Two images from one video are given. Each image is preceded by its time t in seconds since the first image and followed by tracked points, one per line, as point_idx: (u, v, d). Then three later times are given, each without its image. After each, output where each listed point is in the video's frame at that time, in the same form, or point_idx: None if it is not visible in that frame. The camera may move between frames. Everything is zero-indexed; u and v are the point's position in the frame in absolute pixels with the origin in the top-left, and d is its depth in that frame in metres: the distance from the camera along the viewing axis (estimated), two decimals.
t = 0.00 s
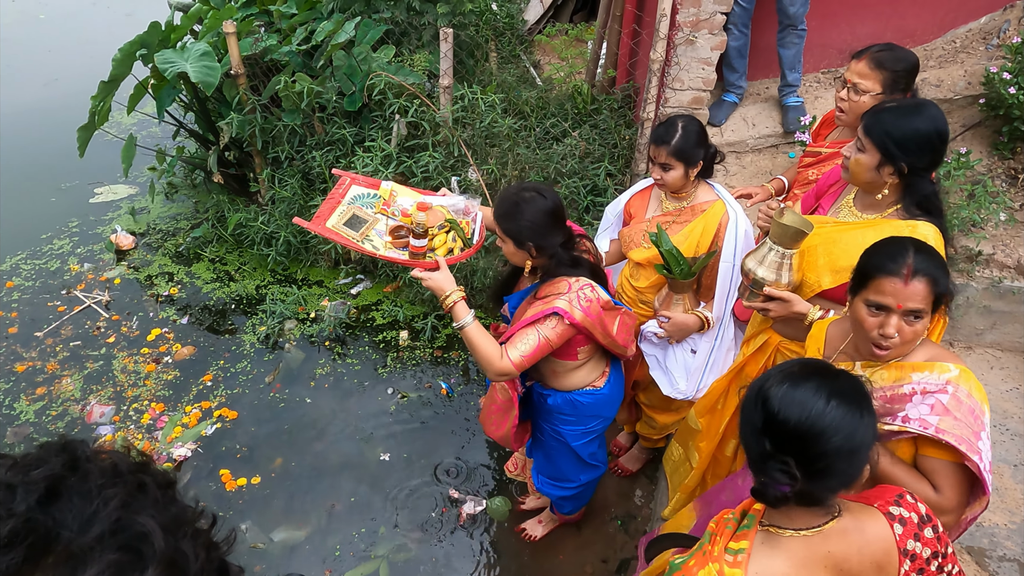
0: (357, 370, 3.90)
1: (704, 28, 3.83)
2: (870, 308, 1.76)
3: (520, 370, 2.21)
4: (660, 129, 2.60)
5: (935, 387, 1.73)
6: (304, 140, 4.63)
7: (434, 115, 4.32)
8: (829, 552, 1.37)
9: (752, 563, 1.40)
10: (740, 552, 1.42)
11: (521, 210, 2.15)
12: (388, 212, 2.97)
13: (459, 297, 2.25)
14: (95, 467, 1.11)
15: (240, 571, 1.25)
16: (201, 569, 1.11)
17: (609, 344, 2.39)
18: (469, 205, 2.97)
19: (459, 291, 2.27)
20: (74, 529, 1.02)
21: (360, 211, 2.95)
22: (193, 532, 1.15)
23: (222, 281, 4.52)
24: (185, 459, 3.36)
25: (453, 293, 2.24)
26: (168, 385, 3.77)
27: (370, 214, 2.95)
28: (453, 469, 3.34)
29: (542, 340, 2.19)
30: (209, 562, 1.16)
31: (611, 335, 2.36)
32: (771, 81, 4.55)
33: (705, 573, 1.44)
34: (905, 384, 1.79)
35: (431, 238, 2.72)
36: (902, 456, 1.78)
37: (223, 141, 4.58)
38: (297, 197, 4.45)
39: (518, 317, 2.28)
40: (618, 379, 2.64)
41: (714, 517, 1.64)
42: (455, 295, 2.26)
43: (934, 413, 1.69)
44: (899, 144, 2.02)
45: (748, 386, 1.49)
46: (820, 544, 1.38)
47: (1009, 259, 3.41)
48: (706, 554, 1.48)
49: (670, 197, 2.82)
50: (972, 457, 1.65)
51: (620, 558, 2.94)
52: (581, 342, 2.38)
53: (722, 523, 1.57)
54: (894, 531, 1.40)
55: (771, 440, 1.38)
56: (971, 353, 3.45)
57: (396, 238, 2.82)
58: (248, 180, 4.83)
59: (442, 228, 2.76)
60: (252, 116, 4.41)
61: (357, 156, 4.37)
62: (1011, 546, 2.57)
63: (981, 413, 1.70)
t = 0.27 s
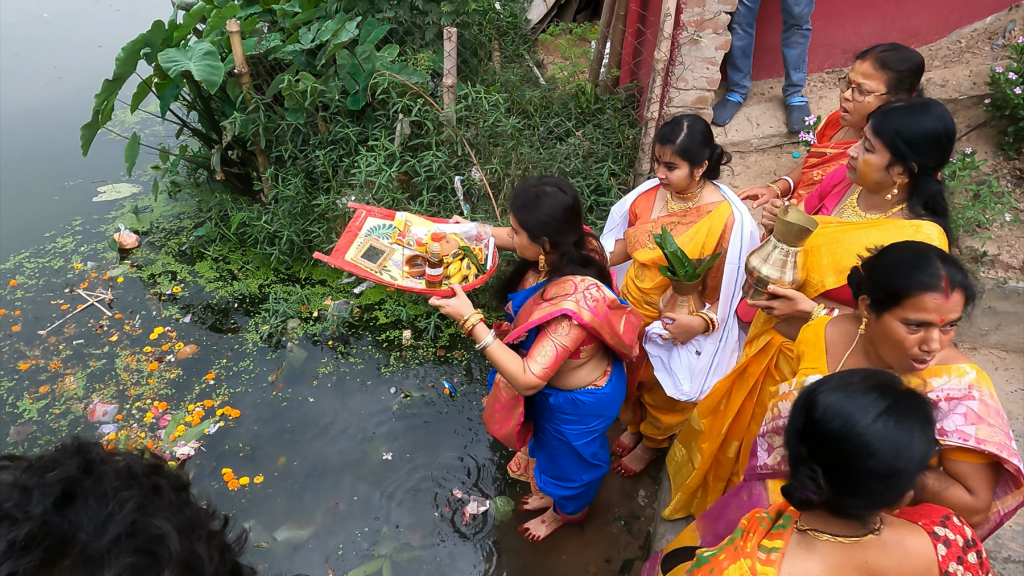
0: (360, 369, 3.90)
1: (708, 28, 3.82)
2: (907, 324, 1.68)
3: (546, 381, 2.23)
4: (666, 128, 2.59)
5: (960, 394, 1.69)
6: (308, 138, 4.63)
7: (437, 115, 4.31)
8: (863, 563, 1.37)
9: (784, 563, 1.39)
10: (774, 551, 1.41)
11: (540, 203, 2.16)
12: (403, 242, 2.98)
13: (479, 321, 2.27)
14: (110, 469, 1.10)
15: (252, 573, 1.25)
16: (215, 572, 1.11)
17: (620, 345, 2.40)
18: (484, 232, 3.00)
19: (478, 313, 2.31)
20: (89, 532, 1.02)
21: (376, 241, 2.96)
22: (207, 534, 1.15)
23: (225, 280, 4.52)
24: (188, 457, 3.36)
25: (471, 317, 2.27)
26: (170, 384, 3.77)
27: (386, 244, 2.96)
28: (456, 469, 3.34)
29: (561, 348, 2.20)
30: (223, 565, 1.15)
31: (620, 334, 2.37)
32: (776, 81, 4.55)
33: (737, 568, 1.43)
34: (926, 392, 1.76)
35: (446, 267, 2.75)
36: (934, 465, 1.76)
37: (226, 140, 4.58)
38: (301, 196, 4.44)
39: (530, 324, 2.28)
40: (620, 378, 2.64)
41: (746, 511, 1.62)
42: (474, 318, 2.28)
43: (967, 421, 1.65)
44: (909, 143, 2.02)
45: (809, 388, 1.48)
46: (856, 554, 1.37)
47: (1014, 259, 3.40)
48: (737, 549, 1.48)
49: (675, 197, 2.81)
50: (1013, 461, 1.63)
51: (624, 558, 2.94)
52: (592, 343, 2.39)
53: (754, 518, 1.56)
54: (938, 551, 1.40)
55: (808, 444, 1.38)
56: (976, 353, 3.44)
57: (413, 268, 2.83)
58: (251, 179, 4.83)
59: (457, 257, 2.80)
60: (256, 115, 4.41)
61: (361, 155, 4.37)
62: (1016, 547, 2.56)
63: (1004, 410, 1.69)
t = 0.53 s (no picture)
0: (361, 367, 3.90)
1: (709, 26, 3.81)
2: (914, 327, 1.59)
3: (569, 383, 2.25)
4: (668, 127, 2.59)
5: (954, 372, 1.78)
6: (309, 137, 4.61)
7: (438, 113, 4.31)
8: (894, 571, 1.34)
9: (814, 550, 1.41)
10: (807, 537, 1.44)
11: (543, 196, 2.16)
12: (422, 264, 2.99)
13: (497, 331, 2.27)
14: (116, 466, 1.11)
15: (258, 570, 1.25)
16: (221, 569, 1.11)
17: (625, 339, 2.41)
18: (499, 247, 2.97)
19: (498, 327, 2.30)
20: (97, 529, 1.02)
21: (396, 267, 2.99)
22: (213, 532, 1.15)
23: (226, 278, 4.52)
24: (189, 455, 3.37)
25: (490, 330, 2.27)
26: (171, 381, 3.78)
27: (406, 269, 2.99)
28: (457, 467, 3.34)
29: (575, 349, 2.21)
30: (229, 562, 1.15)
31: (623, 327, 2.39)
32: (777, 79, 4.54)
33: (765, 544, 1.48)
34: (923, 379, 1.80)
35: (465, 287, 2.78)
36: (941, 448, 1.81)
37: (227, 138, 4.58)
38: (302, 194, 4.43)
39: (536, 326, 2.27)
40: (620, 376, 2.65)
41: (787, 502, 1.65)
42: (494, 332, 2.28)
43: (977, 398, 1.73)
44: (918, 139, 2.02)
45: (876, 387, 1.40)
46: (887, 561, 1.35)
47: (1015, 258, 3.40)
48: (771, 529, 1.52)
49: (677, 196, 2.81)
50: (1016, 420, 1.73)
51: (625, 556, 2.94)
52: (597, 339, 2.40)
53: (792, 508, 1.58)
54: None
55: (851, 443, 1.35)
56: (977, 352, 3.44)
57: (432, 289, 2.85)
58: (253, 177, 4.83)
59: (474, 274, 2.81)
60: (257, 113, 4.40)
61: (362, 153, 4.37)
62: (1017, 546, 2.56)
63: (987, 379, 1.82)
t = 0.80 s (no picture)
0: (362, 364, 3.90)
1: (711, 23, 3.82)
2: (908, 329, 1.58)
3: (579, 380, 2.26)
4: (667, 124, 2.59)
5: (936, 350, 1.81)
6: (310, 134, 4.58)
7: (439, 110, 4.31)
8: None
9: (832, 553, 1.41)
10: (827, 537, 1.43)
11: (541, 191, 2.16)
12: (435, 262, 3.02)
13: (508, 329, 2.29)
14: (120, 464, 1.11)
15: (261, 567, 1.25)
16: (224, 568, 1.11)
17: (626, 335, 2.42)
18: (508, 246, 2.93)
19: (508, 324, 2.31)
20: (99, 527, 1.02)
21: (409, 265, 3.02)
22: (217, 530, 1.15)
23: (226, 275, 4.52)
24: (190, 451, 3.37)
25: (502, 328, 2.29)
26: (171, 379, 3.78)
27: (419, 266, 3.02)
28: (458, 464, 3.34)
29: (581, 346, 2.21)
30: (232, 560, 1.15)
31: (624, 323, 2.39)
32: (779, 76, 4.53)
33: (783, 536, 1.50)
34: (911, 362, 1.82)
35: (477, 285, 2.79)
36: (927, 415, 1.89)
37: (227, 135, 4.58)
38: (302, 191, 4.43)
39: (539, 323, 2.27)
40: (619, 372, 2.64)
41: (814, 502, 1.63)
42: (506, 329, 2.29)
43: (959, 370, 1.80)
44: (934, 139, 2.00)
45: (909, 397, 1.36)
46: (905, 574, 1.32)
47: (1017, 255, 3.40)
48: (793, 524, 1.53)
49: (678, 194, 2.81)
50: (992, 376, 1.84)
51: (625, 554, 2.95)
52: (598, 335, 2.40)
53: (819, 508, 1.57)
54: None
55: (871, 456, 1.32)
56: (978, 350, 3.44)
57: (444, 287, 2.89)
58: (253, 174, 4.82)
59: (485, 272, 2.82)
60: (257, 110, 4.38)
61: (362, 150, 4.37)
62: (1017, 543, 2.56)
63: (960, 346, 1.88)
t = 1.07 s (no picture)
0: (363, 360, 3.90)
1: (714, 19, 3.78)
2: (936, 332, 1.54)
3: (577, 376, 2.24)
4: (667, 119, 2.59)
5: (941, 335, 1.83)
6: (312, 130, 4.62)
7: (441, 106, 4.30)
8: None
9: (852, 556, 1.41)
10: (847, 541, 1.44)
11: (548, 186, 2.16)
12: (440, 256, 3.00)
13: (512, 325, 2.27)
14: (125, 456, 1.11)
15: (266, 561, 1.25)
16: (230, 562, 1.11)
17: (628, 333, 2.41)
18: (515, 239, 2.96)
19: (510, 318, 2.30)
20: (104, 520, 1.02)
21: (415, 258, 3.00)
22: (222, 523, 1.15)
23: (228, 272, 4.52)
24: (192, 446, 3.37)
25: (502, 321, 2.27)
26: (172, 374, 3.78)
27: (425, 259, 3.00)
28: (459, 460, 3.34)
29: (581, 342, 2.20)
30: (237, 554, 1.15)
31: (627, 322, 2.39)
32: (782, 72, 4.52)
33: (803, 536, 1.51)
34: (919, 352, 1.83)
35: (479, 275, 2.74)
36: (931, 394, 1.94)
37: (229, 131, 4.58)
38: (304, 187, 4.43)
39: (541, 319, 2.27)
40: (620, 369, 2.64)
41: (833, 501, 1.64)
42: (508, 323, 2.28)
43: (960, 348, 1.85)
44: (927, 137, 1.99)
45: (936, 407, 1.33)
46: None
47: (1021, 253, 3.39)
48: (814, 525, 1.53)
49: (678, 190, 2.80)
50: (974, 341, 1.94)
51: (627, 550, 2.95)
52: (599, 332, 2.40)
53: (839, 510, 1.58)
54: None
55: (888, 465, 1.32)
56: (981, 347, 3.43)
57: (448, 279, 2.87)
58: (255, 170, 4.82)
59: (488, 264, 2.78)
60: (259, 106, 4.38)
61: (364, 145, 4.36)
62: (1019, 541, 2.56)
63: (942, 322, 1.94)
